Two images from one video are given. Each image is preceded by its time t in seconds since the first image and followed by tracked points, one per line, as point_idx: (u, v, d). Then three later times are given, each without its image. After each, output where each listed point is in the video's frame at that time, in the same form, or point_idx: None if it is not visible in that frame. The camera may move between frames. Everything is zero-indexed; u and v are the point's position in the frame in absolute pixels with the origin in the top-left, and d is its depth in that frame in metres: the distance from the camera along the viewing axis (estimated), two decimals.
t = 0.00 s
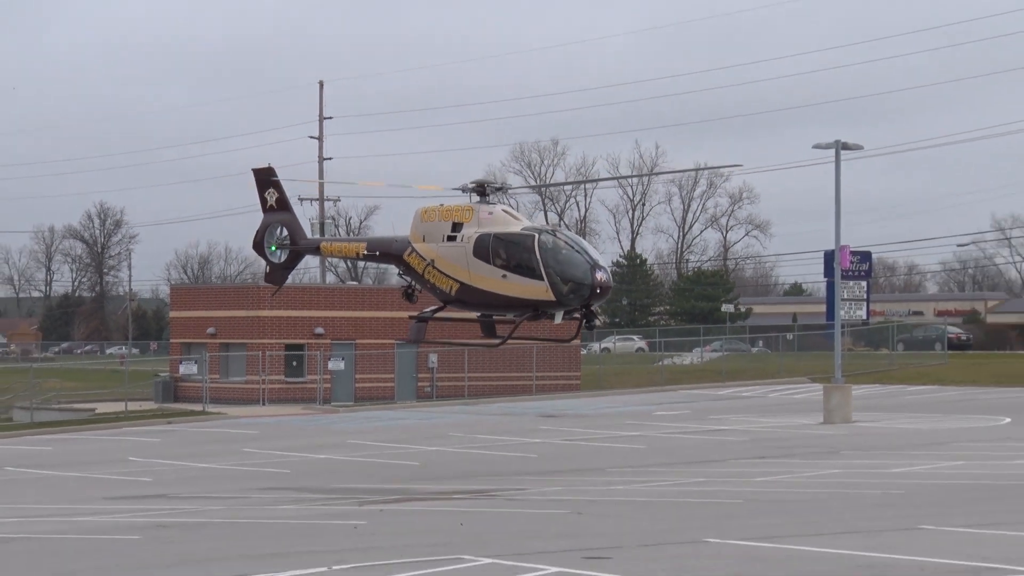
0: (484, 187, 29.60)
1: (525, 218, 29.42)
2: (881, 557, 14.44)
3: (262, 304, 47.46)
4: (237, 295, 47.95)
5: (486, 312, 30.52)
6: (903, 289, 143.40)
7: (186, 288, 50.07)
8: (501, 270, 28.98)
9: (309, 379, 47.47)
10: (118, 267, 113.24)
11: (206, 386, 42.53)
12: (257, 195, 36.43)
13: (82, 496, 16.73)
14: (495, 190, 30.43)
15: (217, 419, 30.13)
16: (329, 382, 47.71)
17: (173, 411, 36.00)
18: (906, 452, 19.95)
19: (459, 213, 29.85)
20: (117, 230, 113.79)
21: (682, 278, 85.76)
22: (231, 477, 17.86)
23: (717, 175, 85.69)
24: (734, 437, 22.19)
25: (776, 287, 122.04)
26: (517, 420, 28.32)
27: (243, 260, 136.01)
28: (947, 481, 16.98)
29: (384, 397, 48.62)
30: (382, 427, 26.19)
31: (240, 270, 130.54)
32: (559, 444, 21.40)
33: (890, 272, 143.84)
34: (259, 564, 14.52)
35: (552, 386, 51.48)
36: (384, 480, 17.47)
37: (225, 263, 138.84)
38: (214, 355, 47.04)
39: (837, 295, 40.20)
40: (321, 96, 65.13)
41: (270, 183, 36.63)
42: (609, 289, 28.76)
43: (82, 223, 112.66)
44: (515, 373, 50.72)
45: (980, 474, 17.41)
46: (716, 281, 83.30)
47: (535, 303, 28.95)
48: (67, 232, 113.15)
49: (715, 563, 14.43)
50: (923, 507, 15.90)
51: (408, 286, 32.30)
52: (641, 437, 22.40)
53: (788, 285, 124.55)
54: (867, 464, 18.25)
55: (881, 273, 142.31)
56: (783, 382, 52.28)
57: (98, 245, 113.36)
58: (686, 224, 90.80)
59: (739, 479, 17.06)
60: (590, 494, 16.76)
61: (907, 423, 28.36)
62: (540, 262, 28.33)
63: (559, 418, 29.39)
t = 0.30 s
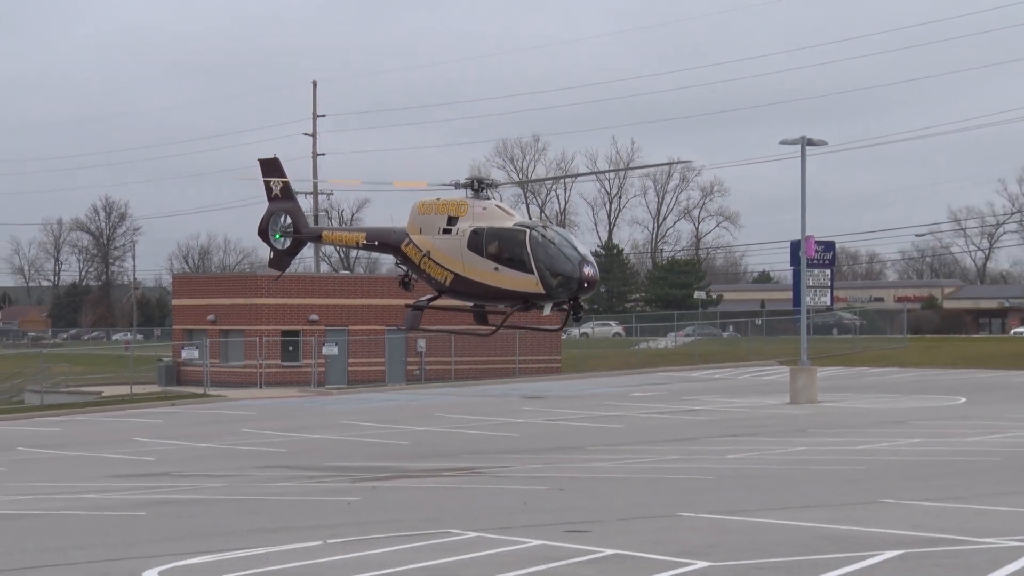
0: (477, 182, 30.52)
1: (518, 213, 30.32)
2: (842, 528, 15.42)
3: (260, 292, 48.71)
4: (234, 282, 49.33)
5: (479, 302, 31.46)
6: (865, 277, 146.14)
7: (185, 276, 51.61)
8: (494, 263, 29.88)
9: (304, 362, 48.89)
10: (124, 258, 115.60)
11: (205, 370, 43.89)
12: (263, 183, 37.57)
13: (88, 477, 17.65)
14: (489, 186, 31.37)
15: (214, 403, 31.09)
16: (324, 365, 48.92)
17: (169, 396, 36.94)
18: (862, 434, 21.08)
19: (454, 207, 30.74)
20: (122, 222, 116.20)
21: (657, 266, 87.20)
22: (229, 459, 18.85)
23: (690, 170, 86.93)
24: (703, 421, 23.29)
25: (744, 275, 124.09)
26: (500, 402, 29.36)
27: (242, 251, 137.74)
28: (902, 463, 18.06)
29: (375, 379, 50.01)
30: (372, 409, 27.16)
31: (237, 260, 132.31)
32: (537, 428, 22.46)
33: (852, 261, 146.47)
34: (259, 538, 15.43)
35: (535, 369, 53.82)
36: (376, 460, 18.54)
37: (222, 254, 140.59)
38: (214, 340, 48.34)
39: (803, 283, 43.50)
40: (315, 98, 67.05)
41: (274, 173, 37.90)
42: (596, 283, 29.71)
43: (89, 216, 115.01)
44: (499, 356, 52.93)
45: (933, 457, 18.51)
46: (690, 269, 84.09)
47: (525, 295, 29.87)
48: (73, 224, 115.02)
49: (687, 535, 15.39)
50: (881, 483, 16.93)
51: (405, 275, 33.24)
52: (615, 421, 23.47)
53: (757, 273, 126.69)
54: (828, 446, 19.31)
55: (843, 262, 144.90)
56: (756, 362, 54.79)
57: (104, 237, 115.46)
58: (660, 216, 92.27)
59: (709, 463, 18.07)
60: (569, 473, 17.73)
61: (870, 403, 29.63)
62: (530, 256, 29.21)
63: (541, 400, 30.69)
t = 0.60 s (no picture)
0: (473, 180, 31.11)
1: (512, 211, 30.92)
2: (818, 510, 16.03)
3: (255, 286, 49.29)
4: (229, 275, 49.80)
5: (475, 297, 32.05)
6: (839, 268, 147.75)
7: (182, 270, 52.08)
8: (488, 259, 30.45)
9: (298, 353, 49.51)
10: (123, 254, 116.16)
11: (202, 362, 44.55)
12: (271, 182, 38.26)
13: (89, 467, 18.23)
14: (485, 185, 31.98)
15: (210, 393, 31.66)
16: (316, 356, 49.74)
17: (165, 388, 37.47)
18: (834, 421, 21.79)
19: (451, 205, 31.31)
20: (121, 219, 117.05)
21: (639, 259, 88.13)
22: (226, 449, 19.47)
23: (669, 165, 87.77)
24: (682, 409, 23.97)
25: (722, 267, 125.12)
26: (488, 391, 30.02)
27: (236, 246, 138.49)
28: (875, 449, 18.72)
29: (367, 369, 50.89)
30: (363, 399, 27.73)
31: (231, 255, 133.08)
32: (521, 417, 23.11)
33: (826, 253, 147.80)
34: (256, 524, 16.00)
35: (521, 359, 54.82)
36: (366, 447, 19.21)
37: (214, 249, 141.24)
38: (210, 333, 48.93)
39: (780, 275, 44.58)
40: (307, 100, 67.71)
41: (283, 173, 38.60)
42: (586, 278, 30.31)
43: (87, 212, 115.84)
44: (486, 346, 53.85)
45: (904, 443, 19.19)
46: (670, 262, 85.08)
47: (518, 290, 30.47)
48: (72, 221, 115.84)
49: (669, 517, 15.99)
50: (855, 468, 17.58)
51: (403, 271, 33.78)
52: (597, 409, 24.13)
53: (735, 265, 127.80)
54: (803, 433, 19.98)
55: (817, 254, 146.26)
56: (736, 352, 55.89)
57: (103, 233, 116.15)
58: (642, 210, 93.19)
59: (690, 450, 18.69)
60: (554, 459, 18.34)
61: (845, 389, 30.42)
62: (523, 252, 29.82)
63: (527, 389, 31.46)
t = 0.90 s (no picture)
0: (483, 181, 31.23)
1: (522, 209, 30.95)
2: (820, 508, 16.03)
3: (257, 284, 49.29)
4: (233, 272, 49.81)
5: (488, 297, 32.11)
6: (841, 265, 147.76)
7: (186, 268, 52.05)
8: (498, 259, 30.51)
9: (301, 351, 49.47)
10: (125, 252, 116.25)
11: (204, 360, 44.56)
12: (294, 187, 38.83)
13: (93, 465, 18.25)
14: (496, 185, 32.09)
15: (213, 391, 31.70)
16: (320, 354, 49.74)
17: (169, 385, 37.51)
18: (837, 418, 21.79)
19: (462, 205, 31.48)
20: (123, 217, 117.05)
21: (641, 256, 88.18)
22: (230, 447, 19.50)
23: (671, 163, 87.69)
24: (685, 406, 23.97)
25: (723, 265, 124.92)
26: (490, 388, 30.07)
27: (238, 244, 138.62)
28: (877, 447, 18.71)
29: (371, 367, 50.89)
30: (366, 396, 27.74)
31: (234, 253, 133.19)
32: (524, 414, 23.12)
33: (828, 250, 147.64)
34: (259, 522, 15.99)
35: (523, 356, 54.84)
36: (370, 446, 19.24)
37: (216, 247, 141.36)
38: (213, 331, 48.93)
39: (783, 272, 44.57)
40: (310, 99, 67.77)
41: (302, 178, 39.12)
42: (595, 277, 30.24)
43: (89, 211, 115.88)
44: (488, 344, 53.87)
45: (908, 441, 19.18)
46: (672, 259, 85.13)
47: (528, 289, 30.50)
48: (75, 219, 115.96)
49: (671, 515, 16.00)
50: (857, 466, 17.58)
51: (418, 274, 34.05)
52: (600, 407, 24.14)
53: (736, 262, 127.73)
54: (806, 431, 20.00)
55: (818, 251, 146.09)
56: (738, 349, 55.88)
57: (105, 232, 116.21)
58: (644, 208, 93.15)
59: (693, 448, 18.70)
60: (558, 457, 18.34)
61: (848, 386, 30.41)
62: (531, 251, 29.84)
63: (530, 386, 31.49)
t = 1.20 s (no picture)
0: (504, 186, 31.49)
1: (541, 213, 31.09)
2: (830, 510, 16.02)
3: (268, 286, 49.37)
4: (244, 275, 49.87)
5: (510, 302, 32.28)
6: (852, 268, 147.44)
7: (197, 270, 52.11)
8: (515, 262, 30.67)
9: (311, 353, 49.53)
10: (136, 254, 116.42)
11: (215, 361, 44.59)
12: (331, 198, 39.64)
13: (106, 466, 18.31)
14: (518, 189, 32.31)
15: (224, 393, 31.77)
16: (329, 356, 49.77)
17: (180, 387, 37.55)
18: (849, 420, 21.75)
19: (484, 210, 31.81)
20: (134, 220, 117.19)
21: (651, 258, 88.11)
22: (242, 449, 19.56)
23: (682, 165, 87.57)
24: (696, 409, 23.95)
25: (733, 267, 124.73)
26: (500, 391, 30.06)
27: (249, 246, 138.90)
28: (889, 450, 18.67)
29: (380, 369, 50.93)
30: (377, 398, 27.79)
31: (245, 255, 133.32)
32: (536, 416, 23.12)
33: (839, 252, 147.30)
34: (269, 524, 16.01)
35: (533, 359, 54.82)
36: (382, 446, 19.27)
37: (227, 249, 141.67)
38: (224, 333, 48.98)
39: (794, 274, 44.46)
40: (321, 103, 67.86)
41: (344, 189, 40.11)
42: (612, 278, 30.12)
43: (101, 213, 116.07)
44: (498, 346, 53.85)
45: (920, 443, 19.14)
46: (683, 261, 85.09)
47: (544, 292, 30.61)
48: (87, 221, 116.30)
49: (681, 517, 15.99)
50: (868, 468, 17.55)
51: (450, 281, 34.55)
52: (611, 409, 24.13)
53: (746, 264, 127.53)
54: (818, 433, 19.97)
55: (829, 254, 145.83)
56: (749, 351, 55.77)
57: (116, 234, 116.41)
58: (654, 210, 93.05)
59: (705, 450, 18.69)
60: (568, 459, 18.34)
61: (859, 388, 30.33)
62: (546, 254, 29.97)
63: (541, 388, 31.49)
